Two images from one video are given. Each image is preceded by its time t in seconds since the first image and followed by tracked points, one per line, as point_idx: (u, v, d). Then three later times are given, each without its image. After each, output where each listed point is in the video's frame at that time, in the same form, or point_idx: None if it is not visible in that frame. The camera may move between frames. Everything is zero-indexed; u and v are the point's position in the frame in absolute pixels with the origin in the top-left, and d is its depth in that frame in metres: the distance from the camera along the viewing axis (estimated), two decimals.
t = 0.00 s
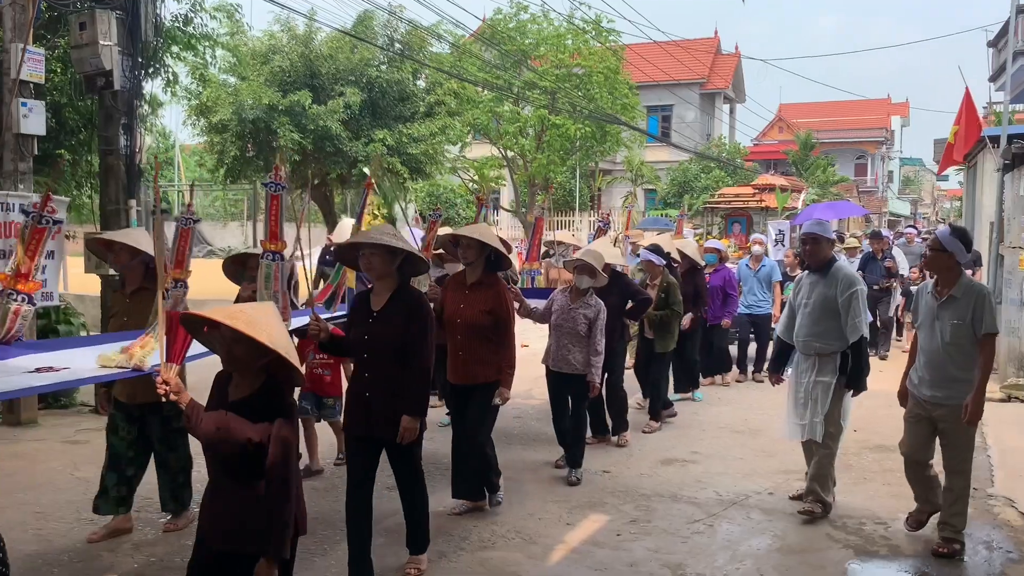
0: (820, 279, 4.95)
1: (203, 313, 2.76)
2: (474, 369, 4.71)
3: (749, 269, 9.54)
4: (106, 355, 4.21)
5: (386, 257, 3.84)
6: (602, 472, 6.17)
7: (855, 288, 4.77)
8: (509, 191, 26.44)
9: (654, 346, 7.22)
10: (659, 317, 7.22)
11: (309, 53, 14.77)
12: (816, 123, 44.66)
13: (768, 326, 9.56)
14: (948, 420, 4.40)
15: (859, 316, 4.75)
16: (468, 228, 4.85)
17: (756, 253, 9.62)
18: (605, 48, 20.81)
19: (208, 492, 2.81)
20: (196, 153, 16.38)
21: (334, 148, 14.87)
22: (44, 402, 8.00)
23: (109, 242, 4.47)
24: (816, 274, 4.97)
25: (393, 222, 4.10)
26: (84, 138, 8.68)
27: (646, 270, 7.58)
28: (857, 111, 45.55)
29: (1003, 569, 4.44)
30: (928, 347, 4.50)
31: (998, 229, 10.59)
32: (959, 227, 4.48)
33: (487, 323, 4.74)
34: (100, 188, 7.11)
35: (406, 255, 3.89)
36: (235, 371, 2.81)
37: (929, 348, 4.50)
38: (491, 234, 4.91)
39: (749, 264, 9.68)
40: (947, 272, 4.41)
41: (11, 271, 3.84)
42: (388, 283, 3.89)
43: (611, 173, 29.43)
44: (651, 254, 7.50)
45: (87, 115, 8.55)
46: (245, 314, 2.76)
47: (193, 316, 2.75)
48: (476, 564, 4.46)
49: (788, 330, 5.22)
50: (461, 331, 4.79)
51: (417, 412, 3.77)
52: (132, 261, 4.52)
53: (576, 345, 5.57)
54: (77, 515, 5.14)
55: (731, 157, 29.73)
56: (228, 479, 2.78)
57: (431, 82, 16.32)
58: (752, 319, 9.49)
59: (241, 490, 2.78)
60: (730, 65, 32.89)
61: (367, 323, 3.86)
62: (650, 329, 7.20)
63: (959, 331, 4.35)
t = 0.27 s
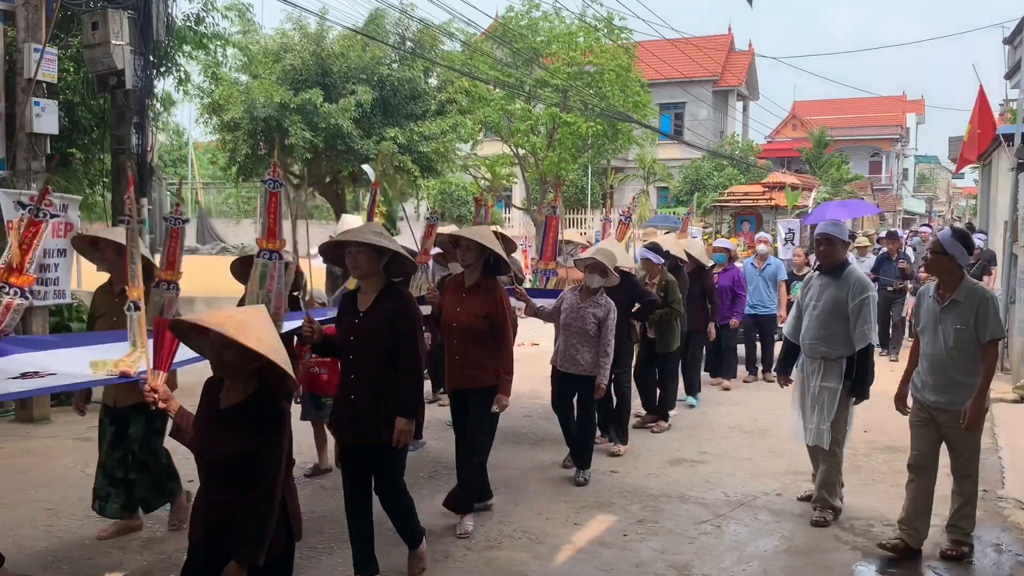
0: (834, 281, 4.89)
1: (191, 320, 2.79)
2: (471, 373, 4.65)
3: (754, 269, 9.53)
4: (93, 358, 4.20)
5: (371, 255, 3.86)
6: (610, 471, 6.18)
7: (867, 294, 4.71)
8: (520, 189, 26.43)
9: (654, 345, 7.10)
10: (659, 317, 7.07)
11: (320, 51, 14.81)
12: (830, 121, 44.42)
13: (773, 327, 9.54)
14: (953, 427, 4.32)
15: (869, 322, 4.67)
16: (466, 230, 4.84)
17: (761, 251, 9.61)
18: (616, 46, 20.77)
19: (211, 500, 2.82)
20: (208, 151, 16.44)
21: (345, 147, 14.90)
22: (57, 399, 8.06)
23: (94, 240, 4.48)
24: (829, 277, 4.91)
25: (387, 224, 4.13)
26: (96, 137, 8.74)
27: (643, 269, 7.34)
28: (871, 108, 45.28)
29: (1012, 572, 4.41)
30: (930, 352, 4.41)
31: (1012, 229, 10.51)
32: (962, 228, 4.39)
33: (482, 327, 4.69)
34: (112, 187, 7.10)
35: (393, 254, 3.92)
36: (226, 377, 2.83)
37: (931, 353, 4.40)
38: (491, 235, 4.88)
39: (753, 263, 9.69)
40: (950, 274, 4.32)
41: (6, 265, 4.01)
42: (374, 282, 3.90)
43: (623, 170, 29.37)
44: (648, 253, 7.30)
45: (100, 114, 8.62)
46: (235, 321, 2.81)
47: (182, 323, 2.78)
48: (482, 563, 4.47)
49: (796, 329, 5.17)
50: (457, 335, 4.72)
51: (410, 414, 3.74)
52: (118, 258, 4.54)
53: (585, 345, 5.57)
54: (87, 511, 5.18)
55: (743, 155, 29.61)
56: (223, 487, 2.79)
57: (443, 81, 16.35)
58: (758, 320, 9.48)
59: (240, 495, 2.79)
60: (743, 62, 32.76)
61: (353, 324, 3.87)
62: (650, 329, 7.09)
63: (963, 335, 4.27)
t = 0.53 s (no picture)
0: (840, 290, 4.88)
1: (161, 338, 2.78)
2: (468, 379, 4.61)
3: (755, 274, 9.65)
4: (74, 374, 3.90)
5: (364, 266, 3.77)
6: (615, 478, 6.19)
7: (872, 303, 4.71)
8: (526, 192, 26.45)
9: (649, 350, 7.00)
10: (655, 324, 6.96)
11: (326, 55, 14.85)
12: (835, 123, 44.37)
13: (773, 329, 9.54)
14: (948, 436, 4.29)
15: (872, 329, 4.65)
16: (463, 236, 4.74)
17: (760, 257, 9.68)
18: (622, 50, 20.80)
19: (199, 510, 2.73)
20: (215, 155, 16.49)
21: (351, 150, 14.94)
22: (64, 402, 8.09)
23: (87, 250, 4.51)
24: (836, 285, 4.91)
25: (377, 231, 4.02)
26: (104, 142, 8.78)
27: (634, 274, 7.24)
28: (877, 110, 45.23)
29: None
30: (920, 361, 4.36)
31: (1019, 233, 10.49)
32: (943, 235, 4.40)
33: (478, 334, 4.61)
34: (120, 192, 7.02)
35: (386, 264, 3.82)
36: (196, 399, 2.77)
37: (921, 363, 4.36)
38: (489, 242, 4.78)
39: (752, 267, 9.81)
40: (939, 282, 4.30)
41: None
42: (367, 293, 3.79)
43: (629, 173, 29.38)
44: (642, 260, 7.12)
45: (107, 119, 8.66)
46: (204, 338, 2.78)
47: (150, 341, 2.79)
48: (489, 571, 4.48)
49: (802, 337, 5.17)
50: (453, 342, 4.68)
51: (403, 425, 3.66)
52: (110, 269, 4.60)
53: (592, 354, 5.59)
54: (95, 517, 5.20)
55: (749, 158, 29.59)
56: (204, 508, 2.71)
57: (448, 84, 16.40)
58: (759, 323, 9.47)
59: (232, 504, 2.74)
60: (749, 65, 32.76)
61: (345, 334, 3.76)
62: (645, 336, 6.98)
63: (956, 343, 4.26)
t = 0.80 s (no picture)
0: (837, 298, 4.87)
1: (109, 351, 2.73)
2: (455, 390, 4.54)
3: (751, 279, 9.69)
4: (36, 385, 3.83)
5: (355, 276, 3.74)
6: (613, 484, 6.20)
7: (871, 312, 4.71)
8: (524, 196, 26.47)
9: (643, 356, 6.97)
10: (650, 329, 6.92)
11: (325, 60, 14.86)
12: (832, 128, 44.47)
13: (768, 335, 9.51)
14: (935, 443, 4.26)
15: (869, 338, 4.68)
16: (450, 243, 4.64)
17: (755, 263, 9.71)
18: (620, 55, 20.84)
19: (155, 517, 2.59)
20: (213, 158, 16.50)
21: (350, 155, 14.94)
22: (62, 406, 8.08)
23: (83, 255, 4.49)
24: (831, 294, 4.90)
25: (364, 240, 3.98)
26: (102, 147, 8.79)
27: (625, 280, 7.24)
28: (874, 115, 45.34)
29: None
30: (903, 367, 4.34)
31: (1016, 239, 10.52)
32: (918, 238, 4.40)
33: (467, 343, 4.49)
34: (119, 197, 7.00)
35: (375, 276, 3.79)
36: (151, 410, 2.70)
37: (903, 369, 4.34)
38: (477, 250, 4.70)
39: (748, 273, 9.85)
40: (919, 286, 4.30)
41: None
42: (355, 303, 3.76)
43: (626, 177, 29.41)
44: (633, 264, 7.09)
45: (106, 123, 8.68)
46: (151, 347, 2.73)
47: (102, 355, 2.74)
48: None
49: (795, 346, 5.14)
50: (441, 352, 4.57)
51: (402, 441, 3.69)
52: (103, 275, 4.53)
53: (587, 364, 5.55)
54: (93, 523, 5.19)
55: (746, 162, 29.64)
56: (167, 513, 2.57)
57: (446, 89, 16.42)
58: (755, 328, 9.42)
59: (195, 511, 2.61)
60: (746, 70, 32.84)
61: (331, 346, 3.72)
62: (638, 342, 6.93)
63: (939, 347, 4.27)
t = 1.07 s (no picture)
0: (826, 303, 4.84)
1: (76, 357, 2.71)
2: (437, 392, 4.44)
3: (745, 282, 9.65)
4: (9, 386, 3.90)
5: (342, 278, 3.70)
6: (608, 486, 6.21)
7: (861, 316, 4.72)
8: (519, 197, 26.48)
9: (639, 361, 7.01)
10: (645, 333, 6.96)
11: (321, 60, 14.84)
12: (827, 131, 44.56)
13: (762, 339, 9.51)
14: (923, 447, 4.24)
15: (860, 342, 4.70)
16: (433, 245, 4.59)
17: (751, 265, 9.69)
18: (616, 57, 20.86)
19: (140, 519, 2.59)
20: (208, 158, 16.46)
21: (345, 155, 14.93)
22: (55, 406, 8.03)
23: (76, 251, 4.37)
24: (817, 299, 4.87)
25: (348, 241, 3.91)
26: (97, 146, 8.76)
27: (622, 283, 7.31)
28: (868, 119, 45.44)
29: None
30: (890, 372, 4.33)
31: (1010, 243, 10.55)
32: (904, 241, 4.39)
33: (451, 345, 4.46)
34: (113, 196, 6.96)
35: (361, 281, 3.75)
36: (122, 414, 2.69)
37: (891, 374, 4.33)
38: (459, 250, 4.64)
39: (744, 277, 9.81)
40: (906, 290, 4.28)
41: None
42: (342, 307, 3.71)
43: (622, 179, 29.44)
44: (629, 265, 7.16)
45: (101, 122, 8.65)
46: (119, 351, 2.71)
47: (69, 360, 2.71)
48: None
49: (778, 354, 5.06)
50: (423, 353, 4.52)
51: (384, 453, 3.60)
52: (95, 272, 4.45)
53: (570, 369, 5.48)
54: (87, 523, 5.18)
55: (742, 165, 29.68)
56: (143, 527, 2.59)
57: (443, 90, 16.42)
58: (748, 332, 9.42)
59: (182, 511, 2.62)
60: (741, 73, 32.91)
61: (316, 349, 3.66)
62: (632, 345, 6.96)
63: (926, 352, 4.25)
